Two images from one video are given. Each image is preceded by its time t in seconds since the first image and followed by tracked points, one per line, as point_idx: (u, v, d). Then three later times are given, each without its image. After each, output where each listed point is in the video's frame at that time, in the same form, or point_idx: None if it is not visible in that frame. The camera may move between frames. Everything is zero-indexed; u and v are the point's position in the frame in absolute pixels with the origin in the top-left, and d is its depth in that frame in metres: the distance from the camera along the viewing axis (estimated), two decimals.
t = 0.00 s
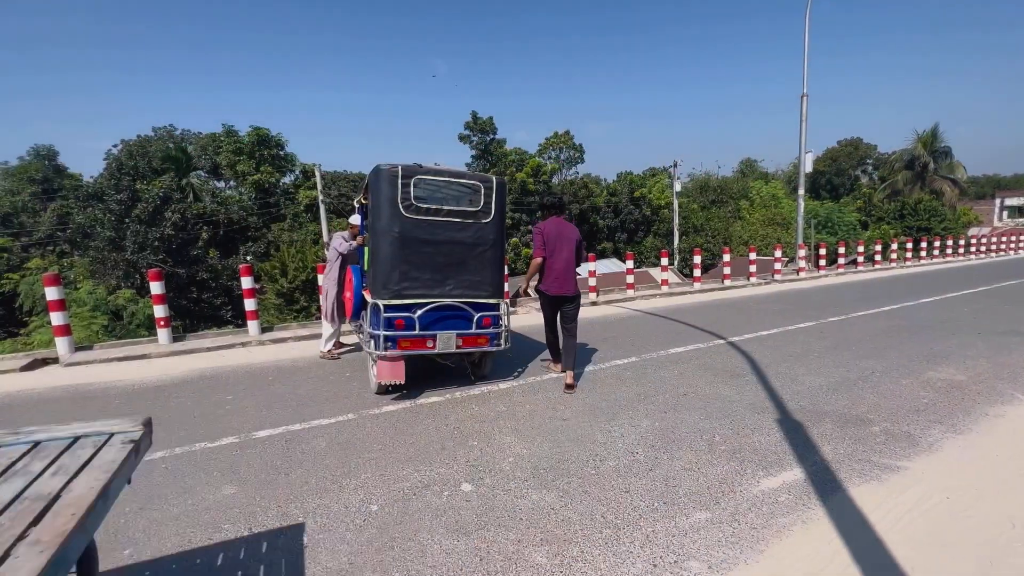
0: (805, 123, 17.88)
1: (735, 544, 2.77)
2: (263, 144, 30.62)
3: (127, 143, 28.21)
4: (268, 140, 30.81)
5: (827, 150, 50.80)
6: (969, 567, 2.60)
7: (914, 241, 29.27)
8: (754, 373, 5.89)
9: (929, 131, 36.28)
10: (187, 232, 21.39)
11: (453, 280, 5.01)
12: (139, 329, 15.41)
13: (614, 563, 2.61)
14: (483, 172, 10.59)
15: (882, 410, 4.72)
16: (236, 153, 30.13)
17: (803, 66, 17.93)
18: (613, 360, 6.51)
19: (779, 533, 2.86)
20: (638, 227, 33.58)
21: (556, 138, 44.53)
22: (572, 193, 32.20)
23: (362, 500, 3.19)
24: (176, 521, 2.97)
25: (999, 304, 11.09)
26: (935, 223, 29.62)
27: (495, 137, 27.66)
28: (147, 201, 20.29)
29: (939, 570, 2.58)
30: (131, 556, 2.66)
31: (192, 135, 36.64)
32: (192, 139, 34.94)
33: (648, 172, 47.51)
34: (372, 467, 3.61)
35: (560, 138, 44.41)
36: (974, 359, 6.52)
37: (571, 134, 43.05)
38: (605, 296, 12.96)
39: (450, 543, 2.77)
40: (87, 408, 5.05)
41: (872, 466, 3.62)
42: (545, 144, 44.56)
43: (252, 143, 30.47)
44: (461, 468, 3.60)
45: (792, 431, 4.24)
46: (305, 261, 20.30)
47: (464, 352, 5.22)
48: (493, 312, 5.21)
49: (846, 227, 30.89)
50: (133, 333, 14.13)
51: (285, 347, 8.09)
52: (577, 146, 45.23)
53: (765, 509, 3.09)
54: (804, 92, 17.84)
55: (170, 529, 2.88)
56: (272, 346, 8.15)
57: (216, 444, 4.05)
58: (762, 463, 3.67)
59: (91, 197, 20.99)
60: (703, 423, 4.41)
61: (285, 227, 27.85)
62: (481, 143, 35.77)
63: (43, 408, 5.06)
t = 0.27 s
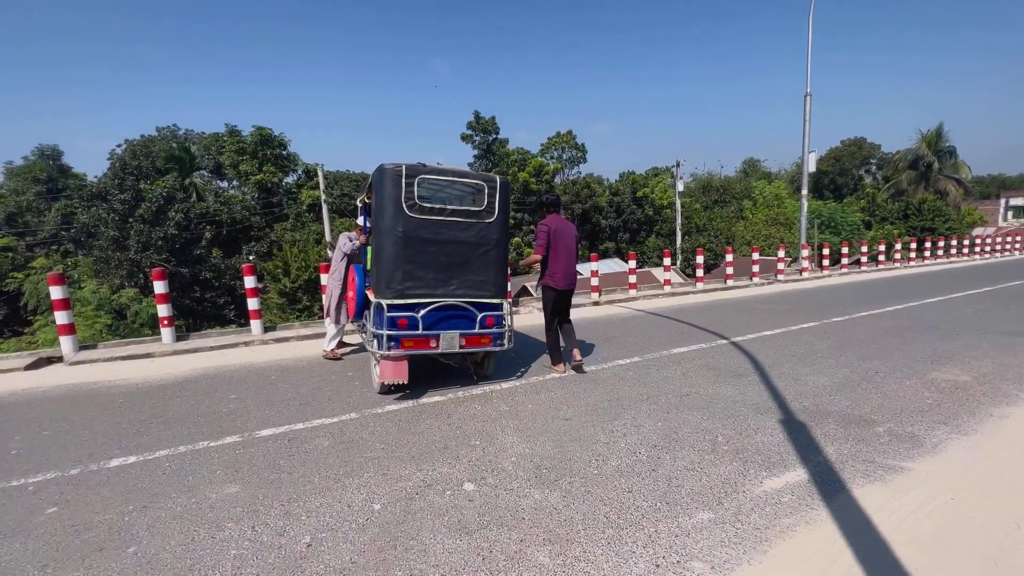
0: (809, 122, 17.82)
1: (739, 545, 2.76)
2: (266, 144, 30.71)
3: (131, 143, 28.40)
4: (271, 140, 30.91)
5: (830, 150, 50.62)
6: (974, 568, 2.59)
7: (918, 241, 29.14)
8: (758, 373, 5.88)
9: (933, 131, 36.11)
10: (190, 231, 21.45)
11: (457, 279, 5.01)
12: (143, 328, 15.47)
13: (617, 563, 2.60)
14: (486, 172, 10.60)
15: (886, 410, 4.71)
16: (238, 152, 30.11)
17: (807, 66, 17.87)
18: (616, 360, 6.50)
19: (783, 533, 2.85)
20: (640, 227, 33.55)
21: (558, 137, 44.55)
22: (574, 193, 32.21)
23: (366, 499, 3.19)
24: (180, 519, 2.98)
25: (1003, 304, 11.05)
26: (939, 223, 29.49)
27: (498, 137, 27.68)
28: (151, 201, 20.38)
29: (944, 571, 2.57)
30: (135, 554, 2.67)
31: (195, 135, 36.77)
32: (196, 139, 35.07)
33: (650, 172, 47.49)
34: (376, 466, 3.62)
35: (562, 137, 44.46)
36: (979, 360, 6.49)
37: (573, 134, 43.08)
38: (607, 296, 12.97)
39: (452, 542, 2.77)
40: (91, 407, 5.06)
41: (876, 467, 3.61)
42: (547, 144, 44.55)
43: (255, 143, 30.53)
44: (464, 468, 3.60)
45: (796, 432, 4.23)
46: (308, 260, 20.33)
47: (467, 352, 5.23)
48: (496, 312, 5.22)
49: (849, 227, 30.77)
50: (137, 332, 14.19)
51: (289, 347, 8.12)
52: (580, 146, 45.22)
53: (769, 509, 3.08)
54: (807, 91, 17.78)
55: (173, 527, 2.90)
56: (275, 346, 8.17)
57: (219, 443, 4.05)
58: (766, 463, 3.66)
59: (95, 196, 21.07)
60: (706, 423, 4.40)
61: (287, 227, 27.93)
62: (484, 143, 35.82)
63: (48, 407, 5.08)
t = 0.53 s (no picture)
0: (812, 121, 17.76)
1: (742, 545, 2.76)
2: (269, 144, 30.71)
3: (135, 144, 28.55)
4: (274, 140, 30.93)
5: (834, 149, 50.45)
6: (978, 569, 2.59)
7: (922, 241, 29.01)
8: (761, 373, 5.87)
9: (937, 130, 35.97)
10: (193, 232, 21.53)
11: (460, 279, 5.01)
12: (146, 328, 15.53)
13: (619, 563, 2.60)
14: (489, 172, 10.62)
15: (889, 410, 4.69)
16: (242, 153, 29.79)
17: (810, 65, 17.81)
18: (618, 360, 6.49)
19: (786, 534, 2.84)
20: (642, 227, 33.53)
21: (560, 137, 44.58)
22: (576, 193, 32.21)
23: (368, 498, 3.20)
24: (184, 518, 3.00)
25: (1007, 304, 11.00)
26: (943, 222, 29.37)
27: (500, 137, 27.70)
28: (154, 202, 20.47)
29: (947, 572, 2.56)
30: (140, 553, 2.69)
31: (198, 136, 36.87)
32: (198, 140, 35.18)
33: (652, 171, 47.46)
34: (378, 466, 3.62)
35: (564, 137, 44.48)
36: (984, 360, 6.46)
37: (575, 134, 43.10)
38: (610, 295, 12.97)
39: (455, 542, 2.77)
40: (95, 407, 5.08)
41: (880, 468, 3.60)
42: (549, 144, 44.55)
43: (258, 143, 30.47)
44: (466, 467, 3.61)
45: (799, 432, 4.21)
46: (310, 260, 20.37)
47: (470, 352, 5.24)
48: (499, 313, 5.22)
49: (853, 226, 30.66)
50: (140, 332, 14.25)
51: (292, 346, 8.14)
52: (582, 145, 45.21)
53: (771, 509, 3.08)
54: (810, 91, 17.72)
55: (177, 526, 2.91)
56: (278, 346, 8.19)
57: (222, 443, 4.06)
58: (769, 464, 3.66)
59: (99, 197, 21.16)
60: (709, 424, 4.39)
61: (290, 227, 28.00)
62: (486, 142, 35.86)
63: (52, 406, 5.11)
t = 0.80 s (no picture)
0: (814, 120, 17.71)
1: (744, 544, 2.75)
2: (271, 145, 30.50)
3: (138, 146, 28.65)
4: (276, 141, 30.77)
5: (836, 148, 50.33)
6: (981, 569, 2.57)
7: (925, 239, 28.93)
8: (763, 372, 5.86)
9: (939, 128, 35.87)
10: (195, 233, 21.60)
11: (461, 279, 5.01)
12: (149, 329, 15.58)
13: (620, 563, 2.60)
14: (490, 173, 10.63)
15: (891, 409, 4.68)
16: (243, 153, 29.75)
17: (812, 63, 17.77)
18: (620, 360, 6.48)
19: (788, 533, 2.84)
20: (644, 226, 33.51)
21: (562, 137, 44.60)
22: (578, 193, 32.21)
23: (370, 498, 3.20)
24: (186, 518, 3.01)
25: (1010, 303, 10.95)
26: (946, 221, 29.28)
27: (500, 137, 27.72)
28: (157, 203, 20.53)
29: (950, 571, 2.55)
30: (142, 553, 2.70)
31: (200, 137, 36.96)
32: (200, 141, 35.27)
33: (654, 171, 47.43)
34: (380, 466, 3.63)
35: (566, 137, 44.50)
36: (988, 359, 6.43)
37: (576, 134, 43.13)
38: (611, 295, 12.96)
39: (456, 542, 2.77)
40: (97, 407, 5.10)
41: (883, 467, 3.58)
42: (551, 143, 44.55)
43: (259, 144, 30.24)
44: (468, 467, 3.61)
45: (802, 431, 4.20)
46: (312, 261, 20.40)
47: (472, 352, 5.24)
48: (501, 313, 5.22)
49: (855, 225, 30.57)
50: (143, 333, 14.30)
51: (293, 347, 8.16)
52: (583, 145, 45.19)
53: (774, 509, 3.07)
54: (812, 90, 17.68)
55: (179, 526, 2.92)
56: (280, 346, 8.20)
57: (224, 443, 4.07)
58: (771, 463, 3.65)
59: (101, 198, 21.23)
60: (711, 423, 4.38)
61: (292, 228, 28.06)
62: (487, 142, 35.90)
63: (55, 407, 5.13)
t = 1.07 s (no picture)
0: (814, 118, 17.70)
1: (743, 544, 2.75)
2: (272, 146, 30.68)
3: (140, 148, 28.76)
4: (278, 142, 30.89)
5: (838, 145, 50.17)
6: (982, 568, 2.56)
7: (928, 237, 28.81)
8: (763, 371, 5.85)
9: (942, 125, 35.72)
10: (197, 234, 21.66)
11: (461, 279, 5.01)
12: (151, 331, 15.63)
13: (619, 563, 2.60)
14: (491, 173, 10.64)
15: (892, 408, 4.66)
16: (245, 155, 30.04)
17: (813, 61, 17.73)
18: (620, 360, 6.47)
19: (787, 533, 2.83)
20: (645, 225, 33.49)
21: (563, 136, 44.59)
22: (579, 192, 32.24)
23: (369, 499, 3.21)
24: (186, 519, 3.02)
25: (1013, 300, 10.91)
26: (949, 218, 29.17)
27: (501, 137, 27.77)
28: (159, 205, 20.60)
29: (950, 569, 2.55)
30: (143, 554, 2.71)
31: (201, 139, 37.05)
32: (202, 143, 35.35)
33: (655, 170, 47.38)
34: (379, 467, 3.63)
35: (567, 136, 44.48)
36: (990, 357, 6.40)
37: (577, 133, 43.11)
38: (612, 294, 12.97)
39: (455, 542, 2.78)
40: (99, 409, 5.12)
41: (883, 466, 3.57)
42: (552, 143, 44.54)
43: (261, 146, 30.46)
44: (467, 468, 3.61)
45: (802, 430, 4.20)
46: (314, 262, 20.44)
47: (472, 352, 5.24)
48: (501, 313, 5.22)
49: (858, 222, 30.47)
50: (145, 335, 14.34)
51: (295, 348, 8.19)
52: (584, 145, 45.16)
53: (773, 508, 3.06)
54: (813, 87, 17.62)
55: (180, 527, 2.93)
56: (281, 347, 8.23)
57: (225, 444, 4.08)
58: (770, 462, 3.64)
59: (104, 201, 21.32)
60: (711, 422, 4.38)
61: (294, 229, 28.12)
62: (488, 142, 35.98)
63: (58, 409, 5.15)
